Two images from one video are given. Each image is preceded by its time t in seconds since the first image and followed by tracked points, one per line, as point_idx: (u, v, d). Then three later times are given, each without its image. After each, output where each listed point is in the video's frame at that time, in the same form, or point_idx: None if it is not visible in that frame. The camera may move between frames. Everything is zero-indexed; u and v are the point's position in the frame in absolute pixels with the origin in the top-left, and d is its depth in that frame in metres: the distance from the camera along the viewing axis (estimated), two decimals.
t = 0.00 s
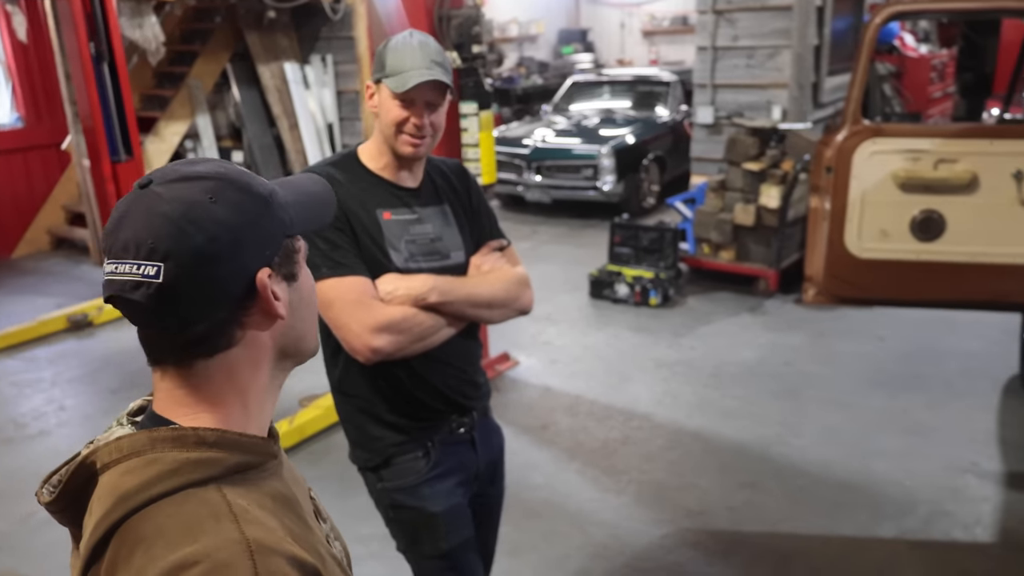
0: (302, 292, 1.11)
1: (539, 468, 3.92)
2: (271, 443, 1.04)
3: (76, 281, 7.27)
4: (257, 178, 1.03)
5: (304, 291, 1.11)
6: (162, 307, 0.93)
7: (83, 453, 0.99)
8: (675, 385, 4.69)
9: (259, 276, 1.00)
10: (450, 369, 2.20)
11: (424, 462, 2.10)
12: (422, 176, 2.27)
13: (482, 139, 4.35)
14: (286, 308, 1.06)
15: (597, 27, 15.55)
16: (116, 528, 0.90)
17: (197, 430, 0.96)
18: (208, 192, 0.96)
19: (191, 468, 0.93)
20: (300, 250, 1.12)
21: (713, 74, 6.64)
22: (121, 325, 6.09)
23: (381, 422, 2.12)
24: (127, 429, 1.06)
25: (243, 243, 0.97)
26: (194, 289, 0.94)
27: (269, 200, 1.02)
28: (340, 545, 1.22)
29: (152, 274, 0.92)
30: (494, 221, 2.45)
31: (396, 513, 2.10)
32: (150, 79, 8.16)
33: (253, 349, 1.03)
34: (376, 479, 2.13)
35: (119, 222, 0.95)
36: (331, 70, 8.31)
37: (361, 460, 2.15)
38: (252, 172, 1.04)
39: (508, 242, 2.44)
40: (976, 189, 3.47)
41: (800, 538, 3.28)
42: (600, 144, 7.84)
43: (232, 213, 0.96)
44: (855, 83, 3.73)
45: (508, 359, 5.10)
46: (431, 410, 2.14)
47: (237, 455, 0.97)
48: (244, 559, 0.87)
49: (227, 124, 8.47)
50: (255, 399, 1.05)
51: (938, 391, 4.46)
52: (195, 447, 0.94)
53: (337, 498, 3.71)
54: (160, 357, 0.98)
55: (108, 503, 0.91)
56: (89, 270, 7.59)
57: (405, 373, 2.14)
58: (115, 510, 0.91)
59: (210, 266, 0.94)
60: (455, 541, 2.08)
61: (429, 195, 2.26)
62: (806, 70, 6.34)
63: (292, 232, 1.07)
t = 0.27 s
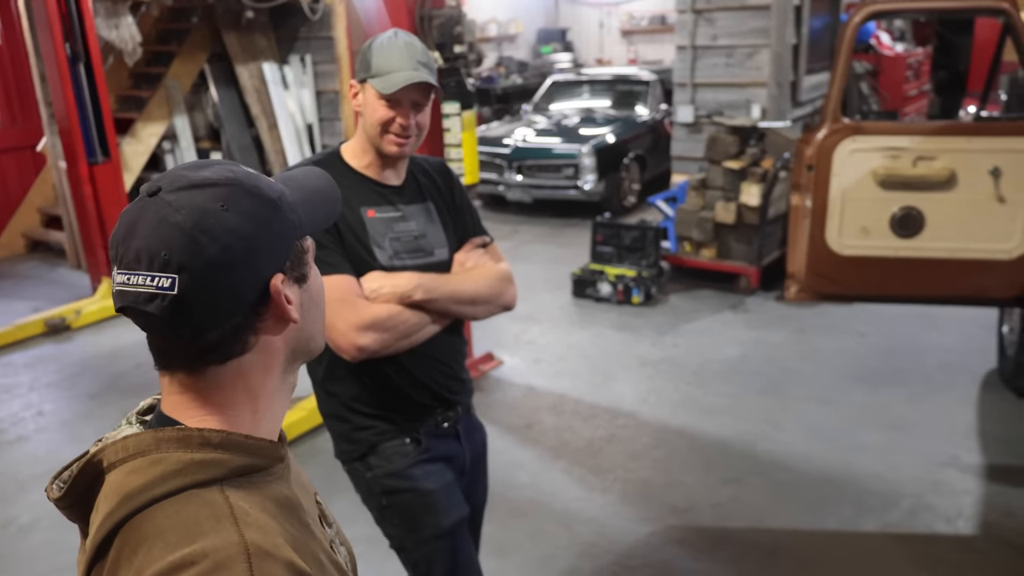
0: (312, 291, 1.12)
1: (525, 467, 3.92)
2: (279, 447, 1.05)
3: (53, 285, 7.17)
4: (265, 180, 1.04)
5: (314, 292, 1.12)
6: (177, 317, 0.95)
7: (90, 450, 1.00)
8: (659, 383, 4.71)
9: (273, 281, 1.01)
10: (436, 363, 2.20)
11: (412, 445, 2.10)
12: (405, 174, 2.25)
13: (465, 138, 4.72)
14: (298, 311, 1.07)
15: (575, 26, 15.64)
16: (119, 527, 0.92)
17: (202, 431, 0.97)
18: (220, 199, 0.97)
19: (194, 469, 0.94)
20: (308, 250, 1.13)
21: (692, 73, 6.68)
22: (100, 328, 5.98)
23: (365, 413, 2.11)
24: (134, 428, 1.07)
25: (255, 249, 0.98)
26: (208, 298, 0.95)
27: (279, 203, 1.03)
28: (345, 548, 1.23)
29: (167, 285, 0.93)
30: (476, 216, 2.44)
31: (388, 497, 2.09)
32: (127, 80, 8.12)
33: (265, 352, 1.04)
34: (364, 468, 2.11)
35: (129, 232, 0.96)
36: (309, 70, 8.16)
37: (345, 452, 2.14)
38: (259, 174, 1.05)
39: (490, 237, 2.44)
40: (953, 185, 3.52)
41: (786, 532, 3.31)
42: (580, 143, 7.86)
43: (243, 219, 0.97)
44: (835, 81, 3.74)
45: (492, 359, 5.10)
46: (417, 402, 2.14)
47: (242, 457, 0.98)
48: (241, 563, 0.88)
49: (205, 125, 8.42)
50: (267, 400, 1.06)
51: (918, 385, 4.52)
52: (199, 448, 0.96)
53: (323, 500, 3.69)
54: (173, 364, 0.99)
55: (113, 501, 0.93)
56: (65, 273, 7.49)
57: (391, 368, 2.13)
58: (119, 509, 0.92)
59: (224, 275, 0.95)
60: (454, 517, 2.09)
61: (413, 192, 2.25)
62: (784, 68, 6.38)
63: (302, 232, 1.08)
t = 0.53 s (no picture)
0: (298, 287, 1.12)
1: (511, 466, 3.92)
2: (273, 450, 1.05)
3: (30, 291, 7.09)
4: (241, 181, 1.02)
5: (302, 289, 1.12)
6: (164, 332, 0.94)
7: (85, 455, 1.00)
8: (643, 380, 4.73)
9: (261, 286, 1.01)
10: (416, 366, 2.19)
11: (391, 459, 2.08)
12: (384, 175, 2.25)
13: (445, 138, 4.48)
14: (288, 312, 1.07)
15: (553, 25, 15.70)
16: (113, 533, 0.92)
17: (195, 437, 0.97)
18: (198, 208, 0.95)
19: (187, 475, 0.94)
20: (292, 244, 1.12)
21: (671, 71, 6.71)
22: (79, 335, 5.90)
23: (346, 422, 2.09)
24: (129, 433, 1.07)
25: (240, 256, 0.97)
26: (196, 311, 0.95)
27: (258, 203, 1.01)
28: (342, 552, 1.22)
29: (153, 301, 0.93)
30: (454, 218, 2.44)
31: (364, 511, 2.08)
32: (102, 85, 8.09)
33: (257, 355, 1.05)
34: (343, 478, 2.10)
35: (110, 250, 0.95)
36: (289, 73, 8.13)
37: (326, 460, 2.13)
38: (235, 175, 1.03)
39: (467, 238, 2.45)
40: (931, 178, 3.56)
41: (771, 526, 3.33)
42: (561, 142, 7.88)
43: (225, 227, 0.96)
44: (812, 77, 3.77)
45: (476, 359, 5.10)
46: (396, 407, 2.12)
47: (234, 462, 0.98)
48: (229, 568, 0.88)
49: (183, 129, 8.35)
50: (260, 402, 1.07)
51: (899, 377, 4.56)
52: (192, 454, 0.95)
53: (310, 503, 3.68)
54: (164, 376, 0.99)
55: (107, 508, 0.93)
56: (42, 279, 7.41)
57: (372, 373, 2.12)
58: (113, 515, 0.92)
59: (211, 285, 0.95)
60: (427, 535, 2.07)
61: (393, 194, 2.24)
62: (762, 64, 6.42)
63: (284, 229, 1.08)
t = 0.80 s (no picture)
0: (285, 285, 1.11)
1: (494, 466, 3.92)
2: (263, 453, 1.05)
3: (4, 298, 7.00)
4: (222, 181, 1.01)
5: (286, 287, 1.12)
6: (147, 336, 0.95)
7: (75, 457, 1.01)
8: (625, 377, 4.75)
9: (245, 286, 1.01)
10: (398, 364, 2.18)
11: (382, 459, 2.08)
12: (355, 176, 2.24)
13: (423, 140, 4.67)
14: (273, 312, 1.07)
15: (530, 25, 15.74)
16: (100, 538, 0.92)
17: (183, 441, 0.96)
18: (178, 211, 0.95)
19: (174, 480, 0.94)
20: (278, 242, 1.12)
21: (648, 70, 6.74)
22: (58, 340, 5.80)
23: (334, 425, 2.08)
24: (120, 436, 1.07)
25: (222, 257, 0.97)
26: (178, 315, 0.95)
27: (240, 204, 1.01)
28: (334, 553, 1.22)
29: (135, 305, 0.93)
30: (432, 217, 2.44)
31: (358, 514, 2.08)
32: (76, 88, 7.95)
33: (243, 356, 1.04)
34: (334, 482, 2.09)
35: (92, 256, 0.95)
36: (266, 74, 8.06)
37: (314, 466, 2.11)
38: (216, 175, 1.02)
39: (443, 235, 2.44)
40: (906, 174, 3.61)
41: (753, 520, 3.35)
42: (539, 142, 7.90)
43: (206, 229, 0.96)
44: (787, 75, 3.80)
45: (458, 359, 5.10)
46: (381, 405, 2.12)
47: (223, 466, 0.98)
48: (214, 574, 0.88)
49: (160, 132, 8.25)
50: (250, 404, 1.06)
51: (877, 372, 4.61)
52: (179, 458, 0.95)
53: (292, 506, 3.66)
54: (151, 379, 0.99)
55: (96, 512, 0.93)
56: (17, 286, 7.32)
57: (355, 372, 2.11)
58: (101, 520, 0.92)
59: (192, 289, 0.95)
60: (423, 533, 2.08)
61: (365, 193, 2.23)
62: (738, 63, 6.47)
63: (269, 228, 1.07)
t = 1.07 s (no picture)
0: (283, 295, 1.07)
1: (478, 465, 3.89)
2: (257, 447, 1.01)
3: None
4: (225, 182, 0.99)
5: (284, 295, 1.07)
6: (121, 320, 0.95)
7: (71, 451, 0.98)
8: (609, 377, 4.74)
9: (217, 290, 0.97)
10: (388, 363, 2.14)
11: (369, 457, 2.05)
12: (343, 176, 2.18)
13: (408, 141, 4.42)
14: (257, 319, 1.02)
15: (514, 26, 15.74)
16: (93, 533, 0.89)
17: (174, 435, 0.93)
18: (166, 203, 0.94)
19: (167, 473, 0.91)
20: (283, 253, 1.08)
21: (632, 70, 6.74)
22: (44, 341, 5.69)
23: (321, 422, 2.05)
24: (116, 431, 1.04)
25: (201, 256, 0.94)
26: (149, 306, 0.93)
27: (238, 206, 0.98)
28: (327, 547, 1.18)
29: (109, 288, 0.93)
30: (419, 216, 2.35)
31: (344, 512, 2.05)
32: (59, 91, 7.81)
33: (222, 359, 1.01)
34: (321, 480, 2.06)
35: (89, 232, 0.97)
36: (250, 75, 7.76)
37: (300, 464, 2.08)
38: (221, 175, 1.00)
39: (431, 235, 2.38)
40: (891, 173, 3.61)
41: (738, 520, 3.34)
42: (523, 142, 7.88)
43: (190, 226, 0.94)
44: (770, 75, 3.80)
45: (442, 358, 5.07)
46: (370, 403, 2.09)
47: (216, 458, 0.95)
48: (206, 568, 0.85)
49: (144, 134, 8.19)
50: (232, 408, 1.03)
51: (860, 372, 4.62)
52: (171, 452, 0.92)
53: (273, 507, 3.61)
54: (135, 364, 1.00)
55: (89, 507, 0.90)
56: None
57: (345, 371, 2.07)
58: (94, 514, 0.89)
59: (166, 282, 0.93)
60: (410, 531, 2.06)
61: (353, 195, 2.19)
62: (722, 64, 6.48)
63: (269, 238, 1.03)
